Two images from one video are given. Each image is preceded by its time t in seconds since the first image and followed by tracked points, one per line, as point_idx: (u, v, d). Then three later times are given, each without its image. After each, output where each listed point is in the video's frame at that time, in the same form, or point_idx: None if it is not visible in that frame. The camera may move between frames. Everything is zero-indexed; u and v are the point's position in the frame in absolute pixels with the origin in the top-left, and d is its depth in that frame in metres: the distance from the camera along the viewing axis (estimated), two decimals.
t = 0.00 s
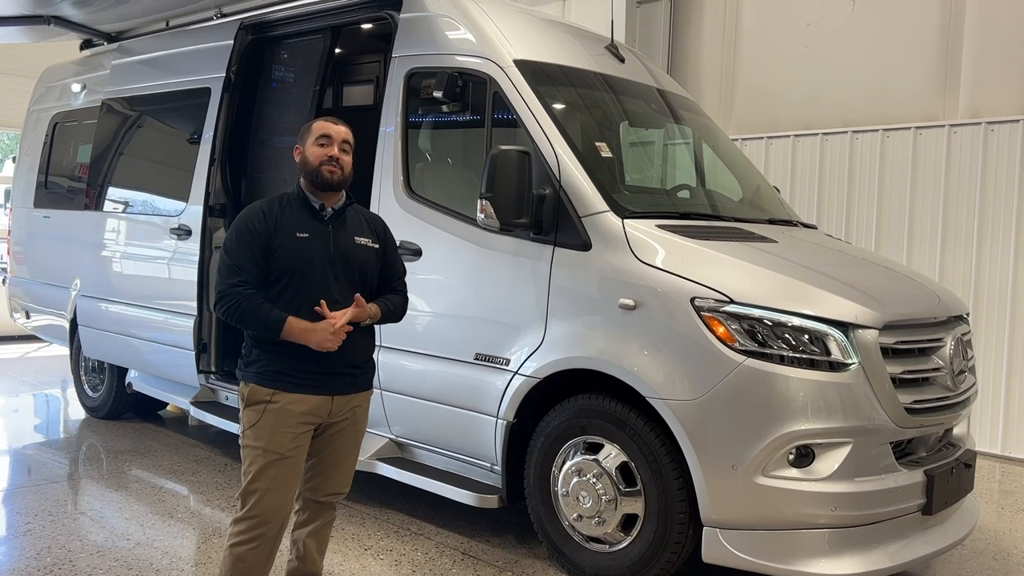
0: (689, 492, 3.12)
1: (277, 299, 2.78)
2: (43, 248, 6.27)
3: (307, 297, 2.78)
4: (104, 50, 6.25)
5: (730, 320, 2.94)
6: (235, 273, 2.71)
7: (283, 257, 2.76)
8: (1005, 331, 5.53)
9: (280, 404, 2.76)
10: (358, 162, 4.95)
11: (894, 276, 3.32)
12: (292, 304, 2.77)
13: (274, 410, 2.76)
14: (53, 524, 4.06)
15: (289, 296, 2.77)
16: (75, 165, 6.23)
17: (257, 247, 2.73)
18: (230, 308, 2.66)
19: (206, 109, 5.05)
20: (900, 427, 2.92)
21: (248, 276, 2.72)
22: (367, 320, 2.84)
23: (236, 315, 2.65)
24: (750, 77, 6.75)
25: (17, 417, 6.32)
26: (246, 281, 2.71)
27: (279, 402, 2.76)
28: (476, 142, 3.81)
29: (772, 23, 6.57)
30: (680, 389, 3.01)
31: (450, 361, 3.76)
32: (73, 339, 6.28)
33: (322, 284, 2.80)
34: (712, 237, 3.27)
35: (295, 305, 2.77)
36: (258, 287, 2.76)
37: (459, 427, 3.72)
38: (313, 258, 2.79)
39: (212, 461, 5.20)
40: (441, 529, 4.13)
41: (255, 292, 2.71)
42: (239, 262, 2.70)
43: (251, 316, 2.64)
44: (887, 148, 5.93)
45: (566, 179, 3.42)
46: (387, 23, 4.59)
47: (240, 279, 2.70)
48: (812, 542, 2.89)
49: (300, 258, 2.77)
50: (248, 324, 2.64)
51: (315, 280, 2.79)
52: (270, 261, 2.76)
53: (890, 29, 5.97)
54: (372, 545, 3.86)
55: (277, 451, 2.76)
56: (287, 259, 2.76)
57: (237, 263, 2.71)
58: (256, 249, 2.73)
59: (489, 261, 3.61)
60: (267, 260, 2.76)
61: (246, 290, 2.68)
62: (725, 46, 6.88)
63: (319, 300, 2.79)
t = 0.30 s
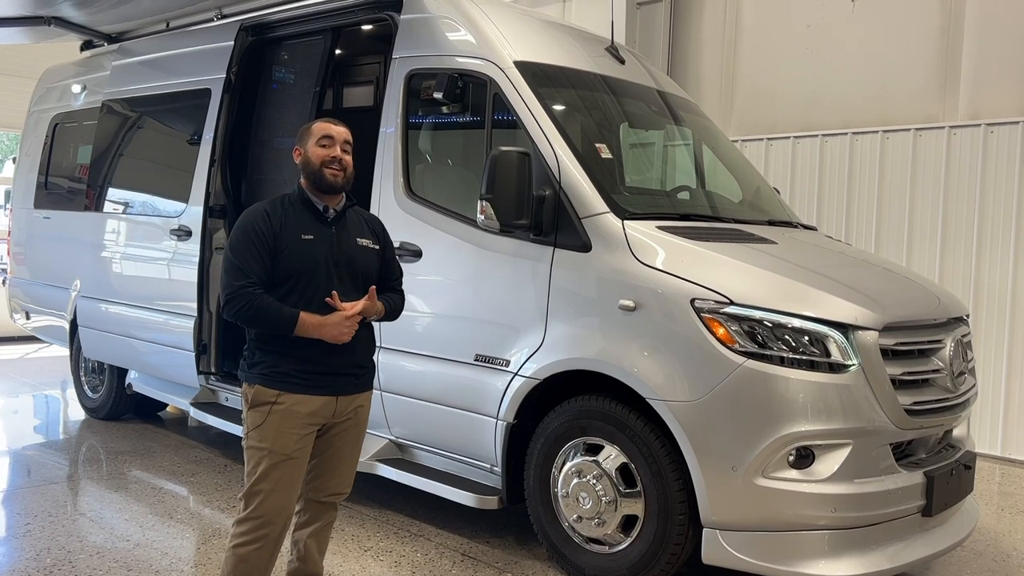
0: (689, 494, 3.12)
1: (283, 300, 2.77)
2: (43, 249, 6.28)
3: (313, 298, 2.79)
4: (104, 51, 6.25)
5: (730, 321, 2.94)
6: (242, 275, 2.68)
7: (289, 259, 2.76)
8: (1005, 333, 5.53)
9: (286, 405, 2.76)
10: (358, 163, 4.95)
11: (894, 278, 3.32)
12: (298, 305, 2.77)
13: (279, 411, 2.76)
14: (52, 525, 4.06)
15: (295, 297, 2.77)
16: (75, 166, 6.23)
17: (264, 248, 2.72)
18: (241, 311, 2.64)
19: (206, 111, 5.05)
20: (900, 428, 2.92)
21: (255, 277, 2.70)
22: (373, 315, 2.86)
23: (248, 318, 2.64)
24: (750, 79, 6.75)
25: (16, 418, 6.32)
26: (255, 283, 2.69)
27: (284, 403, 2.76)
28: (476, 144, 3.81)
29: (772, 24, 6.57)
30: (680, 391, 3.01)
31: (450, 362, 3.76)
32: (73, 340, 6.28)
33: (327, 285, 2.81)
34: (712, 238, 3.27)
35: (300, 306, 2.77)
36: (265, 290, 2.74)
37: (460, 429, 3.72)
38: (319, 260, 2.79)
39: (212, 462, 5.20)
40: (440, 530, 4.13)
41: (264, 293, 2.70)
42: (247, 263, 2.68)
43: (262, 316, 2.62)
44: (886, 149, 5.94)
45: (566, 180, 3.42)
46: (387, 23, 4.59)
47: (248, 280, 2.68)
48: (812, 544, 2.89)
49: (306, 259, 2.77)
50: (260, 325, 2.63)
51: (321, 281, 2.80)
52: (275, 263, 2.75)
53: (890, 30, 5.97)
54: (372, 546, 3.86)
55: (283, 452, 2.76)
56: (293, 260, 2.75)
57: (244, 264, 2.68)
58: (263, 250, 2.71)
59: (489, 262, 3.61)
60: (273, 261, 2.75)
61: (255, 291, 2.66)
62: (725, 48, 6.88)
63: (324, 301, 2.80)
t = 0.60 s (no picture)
0: (689, 495, 3.12)
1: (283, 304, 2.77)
2: (42, 251, 6.28)
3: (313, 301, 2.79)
4: (104, 53, 6.26)
5: (730, 322, 2.94)
6: (242, 281, 2.68)
7: (289, 263, 2.75)
8: (1005, 334, 5.53)
9: (287, 406, 2.75)
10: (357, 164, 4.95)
11: (894, 279, 3.32)
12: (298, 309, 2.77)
13: (280, 412, 2.75)
14: (52, 527, 4.05)
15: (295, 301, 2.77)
16: (75, 167, 6.23)
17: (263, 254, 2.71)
18: (241, 317, 2.64)
19: (206, 112, 5.05)
20: (900, 429, 2.92)
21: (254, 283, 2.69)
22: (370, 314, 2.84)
23: (248, 325, 2.63)
24: (750, 80, 6.75)
25: (15, 419, 6.32)
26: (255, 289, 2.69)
27: (286, 404, 2.75)
28: (476, 145, 3.81)
29: (772, 26, 6.57)
30: (680, 392, 3.01)
31: (450, 363, 3.76)
32: (72, 341, 6.28)
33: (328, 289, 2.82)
34: (712, 240, 3.27)
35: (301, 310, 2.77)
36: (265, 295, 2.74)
37: (460, 430, 3.72)
38: (319, 264, 2.79)
39: (212, 463, 5.19)
40: (440, 531, 4.13)
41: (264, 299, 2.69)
42: (246, 269, 2.68)
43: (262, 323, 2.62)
44: (886, 151, 5.94)
45: (566, 182, 3.42)
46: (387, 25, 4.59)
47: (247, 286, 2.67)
48: (813, 546, 2.89)
49: (307, 264, 2.77)
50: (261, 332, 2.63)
51: (321, 285, 2.80)
52: (275, 268, 2.75)
53: (890, 31, 5.96)
54: (371, 547, 3.86)
55: (284, 452, 2.76)
56: (293, 265, 2.75)
57: (243, 271, 2.68)
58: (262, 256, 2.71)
59: (489, 263, 3.61)
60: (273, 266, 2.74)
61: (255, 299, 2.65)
62: (724, 49, 6.88)
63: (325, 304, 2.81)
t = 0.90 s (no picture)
0: (689, 497, 3.12)
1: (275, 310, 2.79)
2: (42, 252, 6.28)
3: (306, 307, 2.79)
4: (104, 54, 6.26)
5: (729, 324, 2.94)
6: (233, 290, 2.69)
7: (281, 270, 2.76)
8: (1004, 336, 5.54)
9: (285, 406, 2.76)
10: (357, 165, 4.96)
11: (894, 281, 3.32)
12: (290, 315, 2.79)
13: (278, 412, 2.76)
14: (51, 527, 4.05)
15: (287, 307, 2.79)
16: (75, 169, 6.24)
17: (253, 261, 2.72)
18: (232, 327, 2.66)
19: (206, 113, 5.05)
20: (900, 431, 2.92)
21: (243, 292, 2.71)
22: (353, 325, 2.75)
23: (239, 335, 2.65)
24: (750, 81, 6.75)
25: (15, 420, 6.32)
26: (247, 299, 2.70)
27: (282, 404, 2.76)
28: (476, 146, 3.81)
29: (772, 28, 6.57)
30: (680, 393, 3.01)
31: (450, 364, 3.76)
32: (72, 342, 6.28)
33: (320, 293, 2.81)
34: (712, 241, 3.27)
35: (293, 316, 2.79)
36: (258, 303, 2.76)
37: (460, 431, 3.72)
38: (309, 268, 2.78)
39: (212, 464, 5.19)
40: (440, 532, 4.12)
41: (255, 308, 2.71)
42: (235, 279, 2.70)
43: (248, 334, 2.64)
44: (886, 152, 5.94)
45: (566, 183, 3.42)
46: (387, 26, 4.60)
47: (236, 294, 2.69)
48: (812, 547, 2.88)
49: (298, 269, 2.76)
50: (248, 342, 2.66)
51: (313, 290, 2.79)
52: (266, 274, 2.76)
53: (890, 32, 5.96)
54: (371, 548, 3.86)
55: (280, 452, 2.76)
56: (283, 272, 2.75)
57: (233, 280, 2.70)
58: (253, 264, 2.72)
59: (489, 265, 3.61)
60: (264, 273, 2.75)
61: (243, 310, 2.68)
62: (724, 51, 6.88)
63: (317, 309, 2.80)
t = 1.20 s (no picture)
0: (689, 498, 3.12)
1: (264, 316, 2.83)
2: (42, 253, 6.28)
3: (291, 314, 2.79)
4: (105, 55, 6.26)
5: (729, 325, 2.94)
6: (221, 299, 2.78)
7: (265, 277, 2.77)
8: (1003, 337, 5.54)
9: (277, 407, 2.77)
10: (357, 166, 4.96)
11: (894, 283, 3.32)
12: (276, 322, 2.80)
13: (270, 413, 2.77)
14: (51, 528, 4.06)
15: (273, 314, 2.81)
16: (75, 170, 6.24)
17: (238, 269, 2.76)
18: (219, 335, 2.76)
19: (206, 115, 5.06)
20: (900, 432, 2.92)
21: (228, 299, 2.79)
22: (321, 337, 2.70)
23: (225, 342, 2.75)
24: (750, 83, 6.75)
25: (15, 421, 6.31)
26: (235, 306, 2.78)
27: (274, 405, 2.78)
28: (476, 147, 3.81)
29: (772, 29, 6.58)
30: (679, 395, 3.01)
31: (450, 366, 3.76)
32: (72, 343, 6.28)
33: (306, 299, 2.79)
34: (712, 243, 3.27)
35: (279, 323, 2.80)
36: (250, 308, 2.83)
37: (459, 433, 3.72)
38: (293, 275, 2.77)
39: (211, 466, 5.19)
40: (439, 534, 4.12)
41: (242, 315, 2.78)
42: (221, 287, 2.77)
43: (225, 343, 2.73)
44: (885, 154, 5.95)
45: (566, 184, 3.42)
46: (387, 28, 4.61)
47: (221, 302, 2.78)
48: (811, 548, 2.88)
49: (283, 275, 2.76)
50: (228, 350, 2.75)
51: (297, 297, 2.78)
52: (253, 282, 2.79)
53: (890, 34, 5.97)
54: (370, 550, 3.86)
55: (273, 453, 2.76)
56: (267, 279, 2.77)
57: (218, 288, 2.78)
58: (238, 272, 2.76)
59: (489, 266, 3.61)
60: (250, 280, 2.79)
61: (225, 318, 2.76)
62: (724, 52, 6.89)
63: (302, 316, 2.79)
